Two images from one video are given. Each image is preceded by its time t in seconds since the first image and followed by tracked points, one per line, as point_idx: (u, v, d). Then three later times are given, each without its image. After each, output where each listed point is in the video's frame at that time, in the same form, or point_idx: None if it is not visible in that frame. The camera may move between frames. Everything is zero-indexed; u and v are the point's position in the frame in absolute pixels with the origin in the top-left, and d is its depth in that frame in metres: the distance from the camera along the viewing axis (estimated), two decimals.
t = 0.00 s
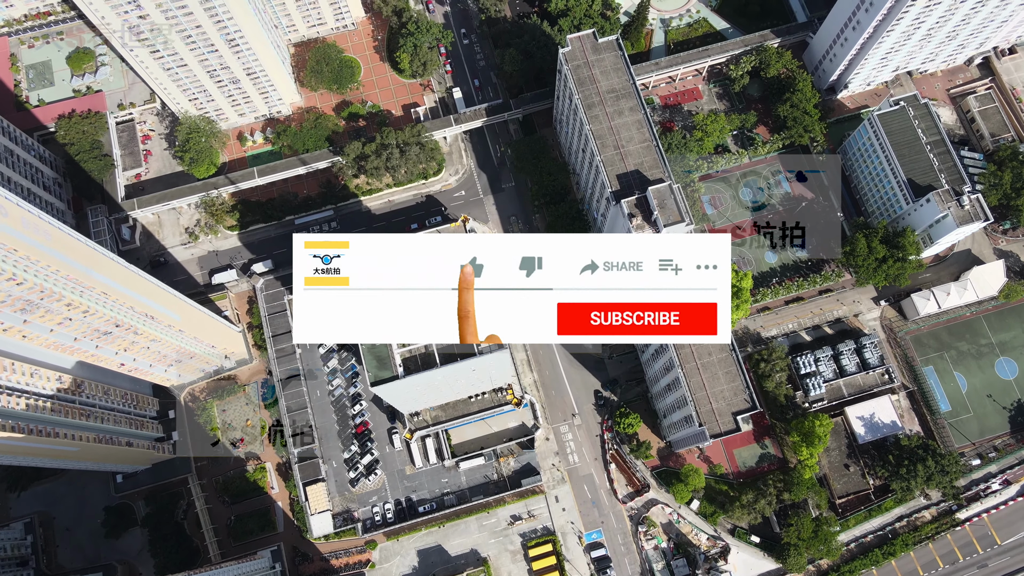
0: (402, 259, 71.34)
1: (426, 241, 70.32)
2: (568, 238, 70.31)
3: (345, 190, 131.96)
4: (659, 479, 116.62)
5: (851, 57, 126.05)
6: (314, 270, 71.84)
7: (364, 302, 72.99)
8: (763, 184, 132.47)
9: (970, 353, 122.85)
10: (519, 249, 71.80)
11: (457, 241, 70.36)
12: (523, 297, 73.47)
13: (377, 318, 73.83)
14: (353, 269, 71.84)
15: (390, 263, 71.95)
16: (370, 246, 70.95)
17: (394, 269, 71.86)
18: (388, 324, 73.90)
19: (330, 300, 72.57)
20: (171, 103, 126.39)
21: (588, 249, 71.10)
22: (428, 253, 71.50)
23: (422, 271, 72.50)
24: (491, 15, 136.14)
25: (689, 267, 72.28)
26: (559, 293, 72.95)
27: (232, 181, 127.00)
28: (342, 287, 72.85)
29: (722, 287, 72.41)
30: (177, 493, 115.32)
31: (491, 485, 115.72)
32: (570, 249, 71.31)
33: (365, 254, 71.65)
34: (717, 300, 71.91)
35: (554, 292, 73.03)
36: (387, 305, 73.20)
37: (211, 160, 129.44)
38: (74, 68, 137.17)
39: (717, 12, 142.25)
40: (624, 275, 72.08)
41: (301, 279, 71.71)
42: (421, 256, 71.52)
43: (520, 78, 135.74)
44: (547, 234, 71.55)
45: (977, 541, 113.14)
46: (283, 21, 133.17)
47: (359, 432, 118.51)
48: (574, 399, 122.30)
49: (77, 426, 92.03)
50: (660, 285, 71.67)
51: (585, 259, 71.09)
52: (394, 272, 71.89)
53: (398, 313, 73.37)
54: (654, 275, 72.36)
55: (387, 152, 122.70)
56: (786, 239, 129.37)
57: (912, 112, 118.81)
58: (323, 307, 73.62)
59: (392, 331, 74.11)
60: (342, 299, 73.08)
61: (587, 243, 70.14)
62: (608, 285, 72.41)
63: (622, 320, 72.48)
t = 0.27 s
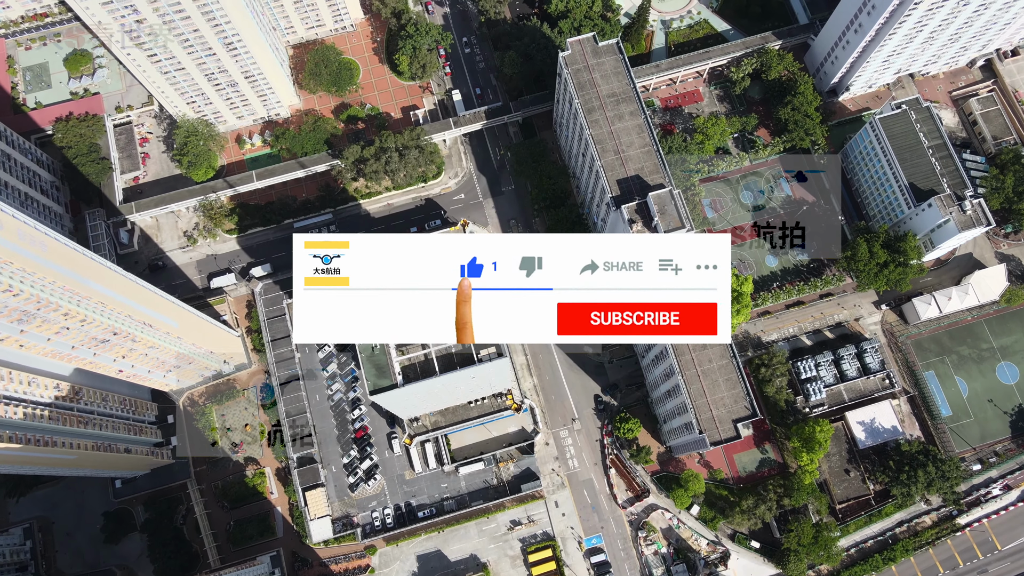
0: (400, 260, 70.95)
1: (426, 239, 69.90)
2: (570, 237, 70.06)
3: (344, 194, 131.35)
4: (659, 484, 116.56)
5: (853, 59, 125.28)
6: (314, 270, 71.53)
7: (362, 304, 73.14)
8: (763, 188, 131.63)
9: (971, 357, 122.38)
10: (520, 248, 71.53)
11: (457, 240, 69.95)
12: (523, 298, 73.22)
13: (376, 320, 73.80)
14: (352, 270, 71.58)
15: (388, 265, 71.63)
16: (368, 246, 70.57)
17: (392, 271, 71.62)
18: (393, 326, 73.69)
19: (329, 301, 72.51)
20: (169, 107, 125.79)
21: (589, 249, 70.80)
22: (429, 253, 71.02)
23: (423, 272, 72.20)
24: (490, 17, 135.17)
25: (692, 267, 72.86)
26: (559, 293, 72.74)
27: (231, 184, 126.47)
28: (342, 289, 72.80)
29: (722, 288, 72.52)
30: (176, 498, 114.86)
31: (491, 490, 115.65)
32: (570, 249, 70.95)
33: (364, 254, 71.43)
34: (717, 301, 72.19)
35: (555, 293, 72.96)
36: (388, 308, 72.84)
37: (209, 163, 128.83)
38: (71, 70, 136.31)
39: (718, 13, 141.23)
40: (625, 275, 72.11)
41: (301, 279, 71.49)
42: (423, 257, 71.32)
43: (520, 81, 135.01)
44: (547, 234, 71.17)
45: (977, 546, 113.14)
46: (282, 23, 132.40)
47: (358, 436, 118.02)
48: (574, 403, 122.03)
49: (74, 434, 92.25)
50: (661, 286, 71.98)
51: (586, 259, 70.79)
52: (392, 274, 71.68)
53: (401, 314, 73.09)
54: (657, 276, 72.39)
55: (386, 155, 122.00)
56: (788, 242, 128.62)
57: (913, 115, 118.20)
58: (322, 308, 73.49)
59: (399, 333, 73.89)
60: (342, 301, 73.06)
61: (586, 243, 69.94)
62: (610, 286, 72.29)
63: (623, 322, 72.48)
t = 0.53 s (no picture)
0: (401, 260, 78.10)
1: (427, 240, 77.43)
2: (568, 240, 77.57)
3: (343, 198, 130.70)
4: (659, 491, 116.45)
5: (854, 64, 124.66)
6: (314, 270, 78.26)
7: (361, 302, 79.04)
8: (764, 193, 130.90)
9: (972, 363, 121.92)
10: (521, 250, 79.03)
11: (460, 241, 77.48)
12: (525, 296, 80.17)
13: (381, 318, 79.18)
14: (351, 269, 78.12)
15: (387, 265, 78.51)
16: (367, 247, 77.51)
17: (393, 271, 78.48)
18: (401, 324, 79.22)
19: (330, 300, 78.67)
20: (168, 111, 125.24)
21: (588, 250, 78.40)
22: (432, 253, 78.30)
23: (424, 272, 79.12)
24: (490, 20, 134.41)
25: (689, 267, 80.78)
26: (559, 293, 79.82)
27: (230, 189, 125.91)
28: (342, 288, 78.99)
29: (721, 288, 80.21)
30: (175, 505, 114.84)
31: (491, 496, 115.47)
32: (569, 251, 78.42)
33: (363, 254, 78.21)
34: (716, 300, 79.73)
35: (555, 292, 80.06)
36: (395, 306, 78.69)
37: (208, 168, 128.31)
38: (69, 73, 135.44)
39: (719, 15, 140.28)
40: (624, 274, 79.46)
41: (301, 278, 77.94)
42: (428, 258, 78.42)
43: (520, 84, 134.27)
44: (546, 236, 78.73)
45: (977, 553, 113.01)
46: (280, 26, 131.71)
47: (357, 443, 117.88)
48: (574, 409, 121.80)
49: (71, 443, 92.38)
50: (657, 285, 79.36)
51: (586, 260, 78.20)
52: (394, 273, 78.47)
53: (410, 313, 79.18)
54: (654, 275, 79.88)
55: (385, 160, 121.36)
56: (789, 247, 127.98)
57: (915, 120, 117.60)
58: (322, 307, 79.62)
59: (408, 331, 79.48)
60: (341, 300, 79.02)
61: (585, 244, 77.49)
62: (608, 285, 79.38)
63: (622, 320, 79.82)
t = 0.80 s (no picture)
0: (401, 260, 76.81)
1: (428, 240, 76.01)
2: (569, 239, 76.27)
3: (342, 206, 130.33)
4: (659, 500, 116.36)
5: (855, 71, 124.02)
6: (314, 270, 76.98)
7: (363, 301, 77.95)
8: (765, 200, 130.42)
9: (973, 372, 121.46)
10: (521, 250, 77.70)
11: (460, 240, 75.98)
12: (524, 296, 79.05)
13: (384, 318, 78.35)
14: (352, 270, 77.12)
15: (389, 266, 77.39)
16: (367, 247, 76.30)
17: (394, 271, 77.28)
18: (398, 323, 78.13)
19: (330, 299, 77.50)
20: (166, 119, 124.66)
21: (588, 250, 76.85)
22: (431, 253, 76.90)
23: (424, 272, 77.80)
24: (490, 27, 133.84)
25: (688, 268, 79.10)
26: (560, 293, 78.70)
27: (228, 197, 125.34)
28: (342, 288, 78.00)
29: (721, 288, 78.88)
30: (173, 515, 114.56)
31: (490, 506, 115.12)
32: (570, 251, 77.14)
33: (364, 254, 77.10)
34: (716, 299, 78.54)
35: (555, 292, 78.83)
36: (394, 306, 77.67)
37: (206, 176, 127.90)
38: (67, 80, 134.69)
39: (719, 22, 139.63)
40: (624, 274, 78.22)
41: (301, 279, 76.89)
42: (425, 256, 76.88)
43: (519, 91, 133.75)
44: (546, 235, 77.55)
45: (978, 563, 112.83)
46: (279, 33, 131.17)
47: (356, 452, 117.36)
48: (574, 418, 121.54)
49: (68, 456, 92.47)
50: (656, 284, 78.10)
51: (586, 260, 76.87)
52: (395, 273, 77.23)
53: (407, 312, 77.84)
54: (653, 275, 78.63)
55: (384, 168, 120.84)
56: (790, 254, 127.34)
57: (917, 128, 117.12)
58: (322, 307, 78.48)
59: (405, 331, 78.06)
60: (343, 300, 77.98)
61: (586, 244, 75.97)
62: (608, 285, 78.20)
63: (622, 320, 78.45)
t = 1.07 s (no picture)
0: (403, 261, 87.78)
1: (428, 242, 87.69)
2: (568, 242, 87.58)
3: (342, 215, 130.01)
4: (660, 512, 116.13)
5: (856, 80, 123.64)
6: (314, 270, 87.34)
7: (363, 300, 87.89)
8: (765, 209, 130.04)
9: (975, 382, 121.08)
10: (521, 251, 88.95)
11: (461, 242, 87.59)
12: (526, 295, 89.58)
13: (386, 315, 88.00)
14: (351, 269, 87.10)
15: (388, 266, 87.99)
16: (366, 247, 86.62)
17: (394, 272, 88.06)
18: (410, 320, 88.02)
19: (331, 299, 87.46)
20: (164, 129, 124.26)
21: (588, 252, 88.37)
22: (434, 254, 88.30)
23: (425, 273, 88.93)
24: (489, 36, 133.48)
25: (687, 268, 90.21)
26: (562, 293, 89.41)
27: (227, 207, 124.83)
28: (342, 287, 87.68)
29: (722, 288, 89.07)
30: (171, 526, 114.21)
31: (490, 517, 114.18)
32: (569, 253, 88.22)
33: (362, 255, 87.23)
34: (716, 298, 88.99)
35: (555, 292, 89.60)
36: (407, 304, 88.00)
37: (205, 185, 127.38)
38: (65, 89, 134.19)
39: (720, 30, 139.25)
40: (624, 274, 89.05)
41: (302, 278, 86.81)
42: (431, 257, 88.28)
43: (520, 100, 133.28)
44: (547, 238, 88.61)
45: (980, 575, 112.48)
46: (278, 41, 130.81)
47: (356, 462, 116.22)
48: (574, 429, 121.18)
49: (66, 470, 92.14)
50: (657, 283, 88.68)
51: (586, 260, 88.09)
52: (395, 274, 88.05)
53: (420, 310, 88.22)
54: (652, 274, 89.27)
55: (384, 178, 120.36)
56: (791, 263, 127.13)
57: (918, 138, 116.89)
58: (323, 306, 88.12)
59: (416, 327, 88.04)
60: (342, 298, 87.67)
61: (586, 245, 87.40)
62: (608, 284, 88.76)
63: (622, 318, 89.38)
